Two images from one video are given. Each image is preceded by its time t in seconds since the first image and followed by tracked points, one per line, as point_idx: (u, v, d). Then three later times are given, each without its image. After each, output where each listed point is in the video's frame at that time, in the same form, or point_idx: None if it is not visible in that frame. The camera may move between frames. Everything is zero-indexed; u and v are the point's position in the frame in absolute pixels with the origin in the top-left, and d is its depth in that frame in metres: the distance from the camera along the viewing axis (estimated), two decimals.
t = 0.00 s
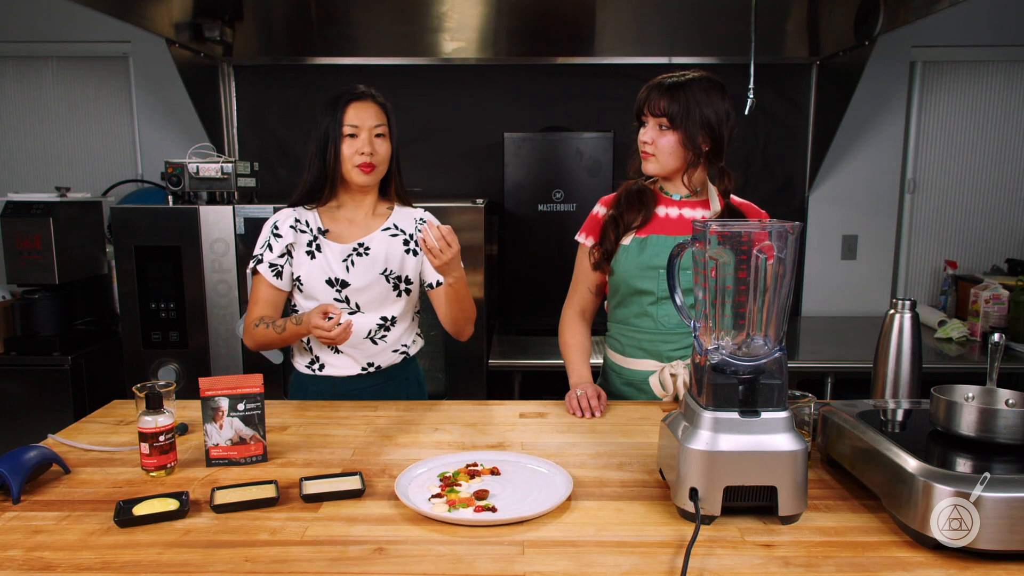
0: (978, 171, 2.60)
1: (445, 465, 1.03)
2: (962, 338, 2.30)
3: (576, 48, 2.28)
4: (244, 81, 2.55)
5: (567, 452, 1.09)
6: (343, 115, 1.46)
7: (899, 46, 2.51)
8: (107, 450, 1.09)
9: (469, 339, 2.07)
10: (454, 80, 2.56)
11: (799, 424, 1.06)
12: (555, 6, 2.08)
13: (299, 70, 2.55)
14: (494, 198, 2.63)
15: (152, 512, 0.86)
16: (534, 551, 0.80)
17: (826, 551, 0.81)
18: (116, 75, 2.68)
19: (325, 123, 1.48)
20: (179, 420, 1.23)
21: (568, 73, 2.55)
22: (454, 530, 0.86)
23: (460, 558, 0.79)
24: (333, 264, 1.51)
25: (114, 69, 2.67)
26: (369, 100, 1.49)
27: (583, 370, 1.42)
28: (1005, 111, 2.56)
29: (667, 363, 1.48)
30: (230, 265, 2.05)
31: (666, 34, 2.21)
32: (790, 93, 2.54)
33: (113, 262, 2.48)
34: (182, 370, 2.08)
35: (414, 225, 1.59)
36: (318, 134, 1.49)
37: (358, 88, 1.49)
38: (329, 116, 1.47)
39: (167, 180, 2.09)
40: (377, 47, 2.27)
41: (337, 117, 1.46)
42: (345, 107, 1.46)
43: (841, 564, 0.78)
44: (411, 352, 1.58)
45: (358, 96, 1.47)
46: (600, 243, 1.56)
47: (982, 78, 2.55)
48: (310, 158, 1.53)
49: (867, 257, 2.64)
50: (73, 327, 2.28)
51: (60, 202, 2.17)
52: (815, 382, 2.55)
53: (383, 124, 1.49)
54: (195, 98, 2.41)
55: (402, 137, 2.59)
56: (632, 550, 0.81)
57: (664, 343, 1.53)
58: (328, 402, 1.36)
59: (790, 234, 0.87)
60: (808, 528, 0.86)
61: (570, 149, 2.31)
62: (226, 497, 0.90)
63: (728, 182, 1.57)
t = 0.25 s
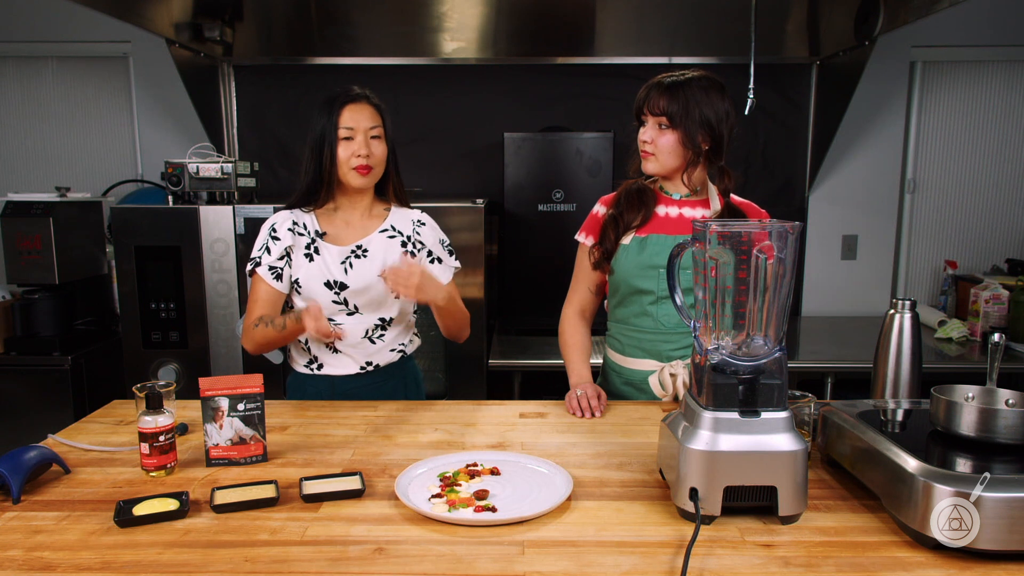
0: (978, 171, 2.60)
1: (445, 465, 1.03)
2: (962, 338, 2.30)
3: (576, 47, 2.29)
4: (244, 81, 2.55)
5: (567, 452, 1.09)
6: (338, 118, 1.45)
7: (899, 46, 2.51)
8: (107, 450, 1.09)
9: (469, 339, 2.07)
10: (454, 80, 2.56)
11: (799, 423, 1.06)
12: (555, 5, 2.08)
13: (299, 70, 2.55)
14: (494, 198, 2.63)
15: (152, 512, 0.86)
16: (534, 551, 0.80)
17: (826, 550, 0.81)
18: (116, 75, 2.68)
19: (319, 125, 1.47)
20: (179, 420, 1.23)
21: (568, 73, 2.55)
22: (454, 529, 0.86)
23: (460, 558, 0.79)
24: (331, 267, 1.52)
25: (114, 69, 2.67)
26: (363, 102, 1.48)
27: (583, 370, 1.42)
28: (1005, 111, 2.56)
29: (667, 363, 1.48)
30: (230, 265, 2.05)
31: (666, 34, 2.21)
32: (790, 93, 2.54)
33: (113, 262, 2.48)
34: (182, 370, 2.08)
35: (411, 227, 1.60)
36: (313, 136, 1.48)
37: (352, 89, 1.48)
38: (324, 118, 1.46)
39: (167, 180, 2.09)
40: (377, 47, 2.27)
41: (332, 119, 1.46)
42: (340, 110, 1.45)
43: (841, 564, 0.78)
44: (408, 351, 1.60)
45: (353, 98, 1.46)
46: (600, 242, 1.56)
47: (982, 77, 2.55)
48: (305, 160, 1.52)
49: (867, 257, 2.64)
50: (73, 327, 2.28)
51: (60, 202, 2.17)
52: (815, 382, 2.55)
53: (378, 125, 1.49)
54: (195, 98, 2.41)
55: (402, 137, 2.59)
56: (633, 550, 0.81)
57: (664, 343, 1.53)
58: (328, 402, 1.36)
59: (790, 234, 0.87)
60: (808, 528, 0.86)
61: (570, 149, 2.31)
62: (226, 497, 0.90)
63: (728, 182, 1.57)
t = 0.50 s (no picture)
0: (978, 171, 2.60)
1: (445, 465, 1.03)
2: (962, 338, 2.30)
3: (576, 48, 2.29)
4: (244, 81, 2.55)
5: (567, 452, 1.09)
6: (334, 111, 1.46)
7: (899, 46, 2.51)
8: (107, 450, 1.09)
9: (469, 339, 2.07)
10: (454, 80, 2.56)
11: (799, 423, 1.06)
12: (555, 5, 2.08)
13: (299, 70, 2.55)
14: (494, 198, 2.63)
15: (152, 512, 0.86)
16: (534, 551, 0.80)
17: (825, 551, 0.81)
18: (116, 75, 2.68)
19: (315, 120, 1.47)
20: (179, 420, 1.23)
21: (568, 74, 2.55)
22: (454, 529, 0.86)
23: (460, 558, 0.79)
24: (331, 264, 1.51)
25: (114, 69, 2.67)
26: (358, 95, 1.49)
27: (583, 370, 1.42)
28: (1005, 111, 2.56)
29: (667, 363, 1.48)
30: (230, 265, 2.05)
31: (666, 34, 2.21)
32: (790, 93, 2.54)
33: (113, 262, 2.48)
34: (182, 370, 2.08)
35: (408, 223, 1.61)
36: (309, 131, 1.48)
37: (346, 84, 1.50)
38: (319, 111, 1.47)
39: (167, 180, 2.09)
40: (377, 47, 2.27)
41: (328, 111, 1.46)
42: (336, 103, 1.46)
43: (841, 564, 0.78)
44: (407, 351, 1.60)
45: (348, 91, 1.48)
46: (600, 242, 1.56)
47: (982, 78, 2.55)
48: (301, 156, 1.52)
49: (867, 257, 2.64)
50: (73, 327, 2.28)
51: (60, 202, 2.17)
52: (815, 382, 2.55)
53: (373, 117, 1.50)
54: (195, 98, 2.41)
55: (402, 137, 2.59)
56: (633, 550, 0.81)
57: (664, 343, 1.53)
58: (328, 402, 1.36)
59: (790, 234, 0.87)
60: (808, 528, 0.86)
61: (570, 149, 2.31)
62: (226, 497, 0.90)
63: (728, 181, 1.57)
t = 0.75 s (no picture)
0: (978, 171, 2.60)
1: (445, 465, 1.03)
2: (962, 338, 2.30)
3: (576, 48, 2.29)
4: (244, 81, 2.55)
5: (567, 452, 1.09)
6: (343, 120, 1.44)
7: (899, 46, 2.51)
8: (107, 450, 1.09)
9: (469, 339, 2.07)
10: (454, 80, 2.56)
11: (799, 423, 1.06)
12: (555, 5, 2.08)
13: (299, 70, 2.55)
14: (494, 198, 2.63)
15: (152, 512, 0.86)
16: (534, 551, 0.80)
17: (825, 550, 0.81)
18: (116, 75, 2.68)
19: (323, 127, 1.46)
20: (179, 420, 1.23)
21: (568, 74, 2.55)
22: (454, 529, 0.86)
23: (460, 558, 0.79)
24: (336, 266, 1.52)
25: (114, 69, 2.67)
26: (367, 103, 1.48)
27: (583, 370, 1.42)
28: (1005, 111, 2.56)
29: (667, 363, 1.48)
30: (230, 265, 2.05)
31: (666, 34, 2.21)
32: (790, 93, 2.54)
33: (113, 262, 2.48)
34: (182, 370, 2.08)
35: (409, 226, 1.62)
36: (317, 137, 1.47)
37: (355, 91, 1.47)
38: (328, 119, 1.45)
39: (167, 180, 2.09)
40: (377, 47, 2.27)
41: (338, 120, 1.45)
42: (345, 112, 1.44)
43: (840, 564, 0.78)
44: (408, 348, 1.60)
45: (358, 100, 1.46)
46: (600, 242, 1.56)
47: (982, 78, 2.55)
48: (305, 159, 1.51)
49: (867, 257, 2.64)
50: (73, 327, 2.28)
51: (60, 202, 2.17)
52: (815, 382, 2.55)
53: (381, 127, 1.49)
54: (195, 98, 2.41)
55: (402, 137, 2.59)
56: (633, 550, 0.81)
57: (664, 343, 1.53)
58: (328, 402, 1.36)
59: (790, 234, 0.87)
60: (808, 528, 0.86)
61: (570, 149, 2.31)
62: (226, 497, 0.90)
63: (728, 181, 1.57)
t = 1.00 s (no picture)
0: (978, 171, 2.60)
1: (445, 465, 1.03)
2: (962, 338, 2.30)
3: (576, 48, 2.29)
4: (244, 81, 2.55)
5: (567, 452, 1.09)
6: (342, 115, 1.45)
7: (899, 46, 2.51)
8: (107, 450, 1.09)
9: (469, 339, 2.07)
10: (454, 80, 2.56)
11: (799, 423, 1.06)
12: (555, 5, 2.08)
13: (299, 70, 2.55)
14: (494, 198, 2.63)
15: (152, 512, 0.86)
16: (534, 551, 0.80)
17: (825, 550, 0.81)
18: (116, 75, 2.68)
19: (321, 124, 1.45)
20: (179, 420, 1.23)
21: (568, 74, 2.55)
22: (454, 529, 0.86)
23: (460, 558, 0.79)
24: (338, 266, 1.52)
25: (114, 69, 2.67)
26: (362, 99, 1.49)
27: (583, 371, 1.42)
28: (1005, 111, 2.56)
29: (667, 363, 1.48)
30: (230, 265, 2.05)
31: (666, 34, 2.21)
32: (790, 93, 2.54)
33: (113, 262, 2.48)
34: (182, 370, 2.08)
35: (407, 224, 1.63)
36: (316, 133, 1.46)
37: (349, 87, 1.48)
38: (327, 115, 1.45)
39: (167, 180, 2.09)
40: (377, 48, 2.27)
41: (337, 114, 1.45)
42: (344, 107, 1.45)
43: (840, 564, 0.78)
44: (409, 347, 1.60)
45: (354, 96, 1.47)
46: (600, 242, 1.56)
47: (982, 78, 2.55)
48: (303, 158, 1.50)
49: (867, 257, 2.64)
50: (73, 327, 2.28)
51: (60, 202, 2.17)
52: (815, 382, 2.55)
53: (378, 121, 1.51)
54: (195, 98, 2.41)
55: (402, 137, 2.59)
56: (632, 550, 0.81)
57: (663, 343, 1.53)
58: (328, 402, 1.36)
59: (790, 234, 0.87)
60: (808, 528, 0.86)
61: (570, 149, 2.31)
62: (226, 497, 0.90)
63: (728, 182, 1.57)
